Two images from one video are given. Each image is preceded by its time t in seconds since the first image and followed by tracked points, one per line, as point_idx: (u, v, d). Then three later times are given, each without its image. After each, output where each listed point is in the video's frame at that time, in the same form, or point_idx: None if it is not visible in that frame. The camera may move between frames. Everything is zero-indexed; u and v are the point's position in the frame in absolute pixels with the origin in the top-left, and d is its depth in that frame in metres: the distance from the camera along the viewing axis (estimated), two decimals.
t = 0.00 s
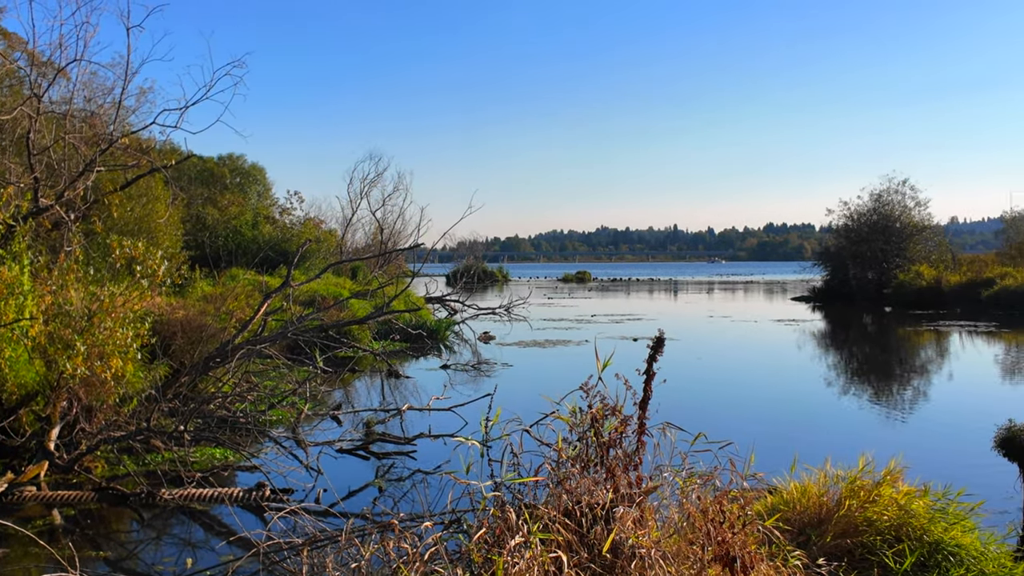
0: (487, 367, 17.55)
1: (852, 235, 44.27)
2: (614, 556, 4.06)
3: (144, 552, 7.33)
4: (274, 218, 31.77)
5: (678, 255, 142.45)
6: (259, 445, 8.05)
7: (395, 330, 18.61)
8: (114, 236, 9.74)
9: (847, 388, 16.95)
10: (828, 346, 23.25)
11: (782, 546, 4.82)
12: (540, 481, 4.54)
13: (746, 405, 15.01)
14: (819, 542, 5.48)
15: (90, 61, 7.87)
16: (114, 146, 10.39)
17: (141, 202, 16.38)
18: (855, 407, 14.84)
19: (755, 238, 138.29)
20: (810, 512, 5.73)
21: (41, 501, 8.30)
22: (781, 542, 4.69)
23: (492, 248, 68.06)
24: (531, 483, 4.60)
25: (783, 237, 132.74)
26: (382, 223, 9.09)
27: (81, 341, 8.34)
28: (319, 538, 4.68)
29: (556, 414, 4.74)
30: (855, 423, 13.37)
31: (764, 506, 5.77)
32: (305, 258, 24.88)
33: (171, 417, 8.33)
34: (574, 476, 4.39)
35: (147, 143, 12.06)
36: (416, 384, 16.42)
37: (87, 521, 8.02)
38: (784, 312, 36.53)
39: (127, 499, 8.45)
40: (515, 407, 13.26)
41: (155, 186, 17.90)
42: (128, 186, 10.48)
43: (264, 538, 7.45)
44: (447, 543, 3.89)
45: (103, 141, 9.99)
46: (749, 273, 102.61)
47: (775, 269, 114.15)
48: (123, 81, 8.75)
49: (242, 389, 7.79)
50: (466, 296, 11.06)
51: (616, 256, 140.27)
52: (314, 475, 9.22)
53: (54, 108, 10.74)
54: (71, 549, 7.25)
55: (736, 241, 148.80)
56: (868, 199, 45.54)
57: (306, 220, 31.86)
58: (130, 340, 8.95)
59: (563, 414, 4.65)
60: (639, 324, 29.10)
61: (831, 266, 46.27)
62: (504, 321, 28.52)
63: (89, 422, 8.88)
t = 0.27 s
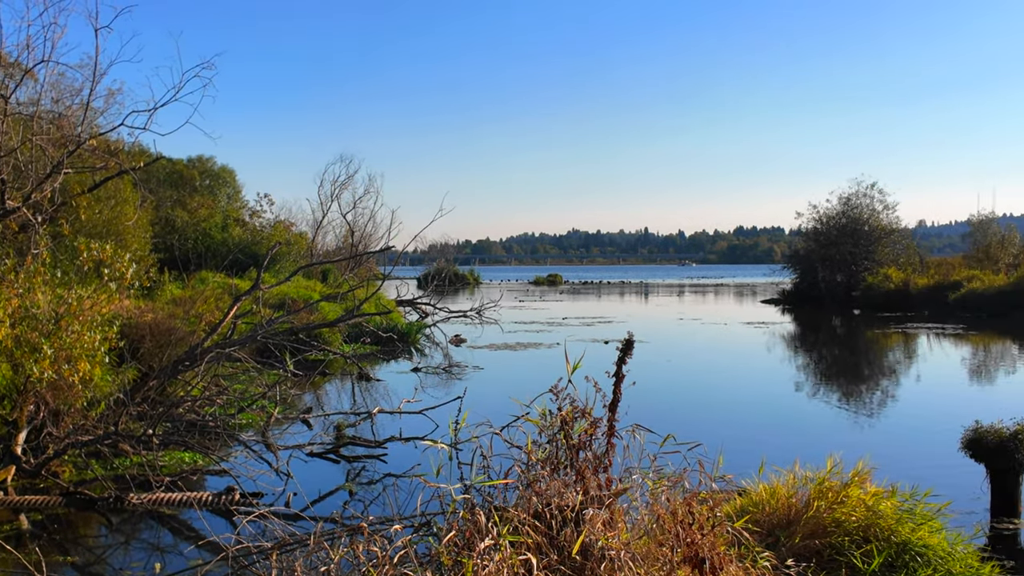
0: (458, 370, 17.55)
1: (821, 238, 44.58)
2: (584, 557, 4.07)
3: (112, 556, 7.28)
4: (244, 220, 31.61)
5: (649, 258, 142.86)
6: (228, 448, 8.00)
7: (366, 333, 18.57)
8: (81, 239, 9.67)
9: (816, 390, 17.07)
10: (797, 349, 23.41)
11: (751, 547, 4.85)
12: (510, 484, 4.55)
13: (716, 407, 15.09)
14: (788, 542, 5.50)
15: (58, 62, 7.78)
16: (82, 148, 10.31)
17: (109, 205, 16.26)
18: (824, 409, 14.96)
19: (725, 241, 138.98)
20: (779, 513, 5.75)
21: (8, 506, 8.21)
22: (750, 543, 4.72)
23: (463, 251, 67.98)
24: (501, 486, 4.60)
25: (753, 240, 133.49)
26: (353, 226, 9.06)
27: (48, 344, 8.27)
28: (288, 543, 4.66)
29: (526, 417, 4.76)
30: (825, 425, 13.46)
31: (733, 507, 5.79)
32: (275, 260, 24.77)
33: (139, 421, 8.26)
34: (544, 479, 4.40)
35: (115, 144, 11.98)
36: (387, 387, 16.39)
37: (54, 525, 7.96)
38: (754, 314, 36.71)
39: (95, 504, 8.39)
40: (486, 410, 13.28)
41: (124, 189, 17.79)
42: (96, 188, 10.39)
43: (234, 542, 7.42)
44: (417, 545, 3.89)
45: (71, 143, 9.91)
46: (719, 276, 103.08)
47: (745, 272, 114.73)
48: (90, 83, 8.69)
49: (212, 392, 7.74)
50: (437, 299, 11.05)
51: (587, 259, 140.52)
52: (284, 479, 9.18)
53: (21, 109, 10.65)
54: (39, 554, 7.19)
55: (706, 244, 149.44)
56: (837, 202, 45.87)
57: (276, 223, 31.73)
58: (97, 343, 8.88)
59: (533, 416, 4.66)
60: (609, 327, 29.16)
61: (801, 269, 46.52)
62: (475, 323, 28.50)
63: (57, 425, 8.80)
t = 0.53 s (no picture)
0: (428, 372, 17.54)
1: (789, 241, 44.80)
2: (551, 559, 4.08)
3: (79, 561, 7.22)
4: (212, 222, 31.46)
5: (618, 260, 143.18)
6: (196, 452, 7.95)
7: (334, 336, 18.53)
8: (46, 241, 9.57)
9: (784, 391, 17.17)
10: (765, 351, 23.56)
11: (718, 548, 4.88)
12: (477, 486, 4.55)
13: (685, 409, 15.16)
14: (755, 544, 5.53)
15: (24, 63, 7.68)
16: (47, 149, 10.22)
17: (75, 207, 16.13)
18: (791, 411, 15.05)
19: (694, 244, 139.62)
20: (746, 515, 5.78)
21: None
22: (718, 544, 4.74)
23: (433, 254, 67.93)
24: (469, 488, 4.61)
25: (722, 243, 134.19)
26: (322, 228, 9.02)
27: (13, 348, 8.19)
28: (255, 546, 4.64)
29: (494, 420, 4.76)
30: (793, 426, 13.55)
31: (701, 508, 5.81)
32: (243, 263, 24.65)
33: (105, 425, 8.19)
34: (512, 481, 4.41)
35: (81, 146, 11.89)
36: (356, 390, 16.36)
37: (20, 530, 7.88)
38: (722, 317, 36.90)
39: (60, 508, 8.32)
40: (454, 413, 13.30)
41: (90, 191, 17.65)
42: (61, 189, 10.28)
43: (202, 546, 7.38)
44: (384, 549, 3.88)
45: (36, 144, 9.83)
46: (687, 277, 103.48)
47: (714, 274, 115.15)
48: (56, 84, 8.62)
49: (179, 396, 7.69)
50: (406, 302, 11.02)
51: (557, 262, 140.73)
52: (252, 483, 9.15)
53: None
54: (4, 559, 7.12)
55: (675, 246, 149.97)
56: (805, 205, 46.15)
57: (244, 225, 31.58)
58: (62, 347, 8.80)
59: (501, 419, 4.66)
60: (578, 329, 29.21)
61: (769, 271, 46.58)
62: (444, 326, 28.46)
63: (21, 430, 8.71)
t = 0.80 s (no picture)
0: (396, 375, 17.51)
1: (756, 243, 45.12)
2: (518, 562, 4.08)
3: (44, 566, 7.15)
4: (178, 224, 31.23)
5: (587, 263, 143.44)
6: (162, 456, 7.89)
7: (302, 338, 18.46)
8: (10, 243, 9.47)
9: (752, 393, 17.28)
10: (733, 353, 23.69)
11: (685, 550, 4.90)
12: (444, 489, 4.55)
13: (653, 411, 15.21)
14: (722, 545, 5.56)
15: None
16: (11, 150, 10.11)
17: (40, 209, 15.98)
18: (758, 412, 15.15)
19: (663, 247, 140.16)
20: (713, 516, 5.80)
21: None
22: (684, 546, 4.76)
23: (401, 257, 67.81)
24: (435, 491, 4.61)
25: (690, 246, 134.82)
26: (290, 230, 8.96)
27: None
28: (222, 550, 4.62)
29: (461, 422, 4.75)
30: (760, 428, 13.63)
31: (668, 509, 5.82)
32: (210, 266, 24.51)
33: (69, 429, 8.11)
34: (479, 484, 4.41)
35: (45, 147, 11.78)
36: (324, 393, 16.30)
37: None
38: (691, 319, 37.05)
39: (24, 513, 8.23)
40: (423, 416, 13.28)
41: (54, 193, 17.48)
42: (26, 191, 10.17)
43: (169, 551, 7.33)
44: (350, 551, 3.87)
45: None
46: (656, 280, 103.72)
47: (682, 277, 115.61)
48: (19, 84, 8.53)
49: (145, 399, 7.62)
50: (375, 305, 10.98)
51: (526, 265, 140.87)
52: (219, 487, 9.10)
53: None
54: None
55: (644, 249, 150.43)
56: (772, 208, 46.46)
57: (211, 227, 31.39)
58: (26, 350, 8.71)
59: (467, 422, 4.65)
60: (546, 332, 29.22)
61: (737, 274, 46.98)
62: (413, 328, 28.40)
63: None
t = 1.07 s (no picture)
0: (364, 378, 17.46)
1: (723, 246, 45.37)
2: (483, 564, 4.09)
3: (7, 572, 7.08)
4: (144, 227, 31.00)
5: (555, 265, 143.61)
6: (127, 460, 7.83)
7: (269, 342, 18.37)
8: None
9: (719, 395, 17.35)
10: (700, 355, 23.79)
11: (652, 551, 4.91)
12: (410, 492, 4.55)
13: (620, 413, 15.25)
14: (688, 547, 5.57)
15: None
16: None
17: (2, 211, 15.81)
18: (725, 414, 15.23)
19: (631, 249, 140.64)
20: (679, 517, 5.82)
21: None
22: (650, 547, 4.77)
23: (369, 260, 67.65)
24: (401, 494, 4.60)
25: (657, 248, 135.35)
26: (256, 234, 8.90)
27: None
28: (185, 554, 4.59)
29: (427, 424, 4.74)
30: (727, 429, 13.70)
31: (635, 511, 5.84)
32: (175, 268, 24.34)
33: (32, 433, 8.03)
34: (445, 486, 4.42)
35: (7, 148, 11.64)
36: (291, 396, 16.24)
37: None
38: (658, 321, 37.19)
39: None
40: (390, 420, 13.25)
41: (18, 194, 17.30)
42: None
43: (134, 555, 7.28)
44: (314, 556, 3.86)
45: None
46: (624, 283, 103.96)
47: (650, 279, 116.05)
48: None
49: (109, 403, 7.54)
50: (342, 307, 10.90)
51: (494, 267, 140.91)
52: (185, 491, 9.05)
53: None
54: None
55: (612, 251, 150.83)
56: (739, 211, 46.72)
57: (177, 230, 31.18)
58: None
59: (433, 424, 4.65)
60: (514, 334, 29.22)
61: (704, 277, 47.22)
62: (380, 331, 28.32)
63: None
